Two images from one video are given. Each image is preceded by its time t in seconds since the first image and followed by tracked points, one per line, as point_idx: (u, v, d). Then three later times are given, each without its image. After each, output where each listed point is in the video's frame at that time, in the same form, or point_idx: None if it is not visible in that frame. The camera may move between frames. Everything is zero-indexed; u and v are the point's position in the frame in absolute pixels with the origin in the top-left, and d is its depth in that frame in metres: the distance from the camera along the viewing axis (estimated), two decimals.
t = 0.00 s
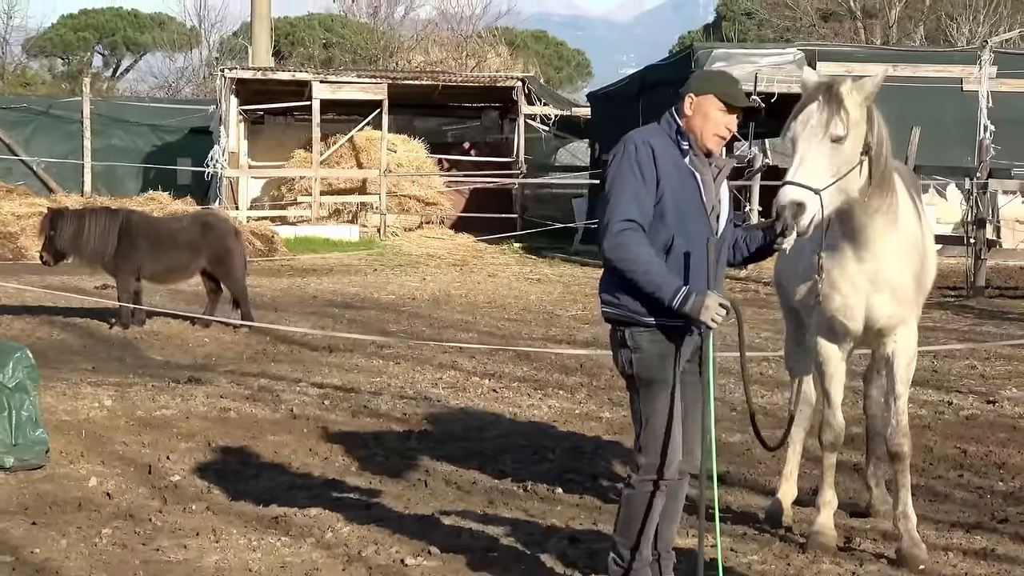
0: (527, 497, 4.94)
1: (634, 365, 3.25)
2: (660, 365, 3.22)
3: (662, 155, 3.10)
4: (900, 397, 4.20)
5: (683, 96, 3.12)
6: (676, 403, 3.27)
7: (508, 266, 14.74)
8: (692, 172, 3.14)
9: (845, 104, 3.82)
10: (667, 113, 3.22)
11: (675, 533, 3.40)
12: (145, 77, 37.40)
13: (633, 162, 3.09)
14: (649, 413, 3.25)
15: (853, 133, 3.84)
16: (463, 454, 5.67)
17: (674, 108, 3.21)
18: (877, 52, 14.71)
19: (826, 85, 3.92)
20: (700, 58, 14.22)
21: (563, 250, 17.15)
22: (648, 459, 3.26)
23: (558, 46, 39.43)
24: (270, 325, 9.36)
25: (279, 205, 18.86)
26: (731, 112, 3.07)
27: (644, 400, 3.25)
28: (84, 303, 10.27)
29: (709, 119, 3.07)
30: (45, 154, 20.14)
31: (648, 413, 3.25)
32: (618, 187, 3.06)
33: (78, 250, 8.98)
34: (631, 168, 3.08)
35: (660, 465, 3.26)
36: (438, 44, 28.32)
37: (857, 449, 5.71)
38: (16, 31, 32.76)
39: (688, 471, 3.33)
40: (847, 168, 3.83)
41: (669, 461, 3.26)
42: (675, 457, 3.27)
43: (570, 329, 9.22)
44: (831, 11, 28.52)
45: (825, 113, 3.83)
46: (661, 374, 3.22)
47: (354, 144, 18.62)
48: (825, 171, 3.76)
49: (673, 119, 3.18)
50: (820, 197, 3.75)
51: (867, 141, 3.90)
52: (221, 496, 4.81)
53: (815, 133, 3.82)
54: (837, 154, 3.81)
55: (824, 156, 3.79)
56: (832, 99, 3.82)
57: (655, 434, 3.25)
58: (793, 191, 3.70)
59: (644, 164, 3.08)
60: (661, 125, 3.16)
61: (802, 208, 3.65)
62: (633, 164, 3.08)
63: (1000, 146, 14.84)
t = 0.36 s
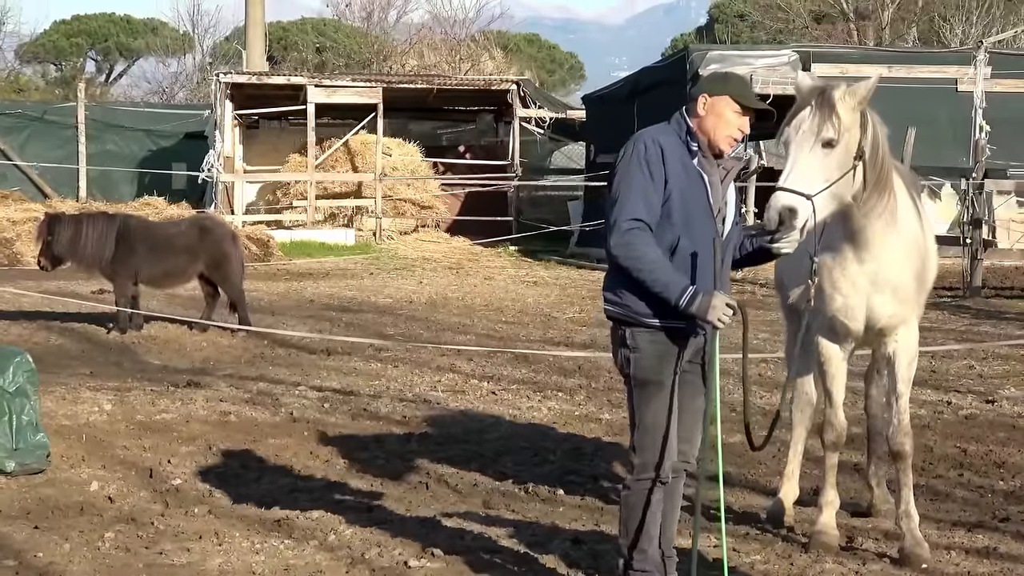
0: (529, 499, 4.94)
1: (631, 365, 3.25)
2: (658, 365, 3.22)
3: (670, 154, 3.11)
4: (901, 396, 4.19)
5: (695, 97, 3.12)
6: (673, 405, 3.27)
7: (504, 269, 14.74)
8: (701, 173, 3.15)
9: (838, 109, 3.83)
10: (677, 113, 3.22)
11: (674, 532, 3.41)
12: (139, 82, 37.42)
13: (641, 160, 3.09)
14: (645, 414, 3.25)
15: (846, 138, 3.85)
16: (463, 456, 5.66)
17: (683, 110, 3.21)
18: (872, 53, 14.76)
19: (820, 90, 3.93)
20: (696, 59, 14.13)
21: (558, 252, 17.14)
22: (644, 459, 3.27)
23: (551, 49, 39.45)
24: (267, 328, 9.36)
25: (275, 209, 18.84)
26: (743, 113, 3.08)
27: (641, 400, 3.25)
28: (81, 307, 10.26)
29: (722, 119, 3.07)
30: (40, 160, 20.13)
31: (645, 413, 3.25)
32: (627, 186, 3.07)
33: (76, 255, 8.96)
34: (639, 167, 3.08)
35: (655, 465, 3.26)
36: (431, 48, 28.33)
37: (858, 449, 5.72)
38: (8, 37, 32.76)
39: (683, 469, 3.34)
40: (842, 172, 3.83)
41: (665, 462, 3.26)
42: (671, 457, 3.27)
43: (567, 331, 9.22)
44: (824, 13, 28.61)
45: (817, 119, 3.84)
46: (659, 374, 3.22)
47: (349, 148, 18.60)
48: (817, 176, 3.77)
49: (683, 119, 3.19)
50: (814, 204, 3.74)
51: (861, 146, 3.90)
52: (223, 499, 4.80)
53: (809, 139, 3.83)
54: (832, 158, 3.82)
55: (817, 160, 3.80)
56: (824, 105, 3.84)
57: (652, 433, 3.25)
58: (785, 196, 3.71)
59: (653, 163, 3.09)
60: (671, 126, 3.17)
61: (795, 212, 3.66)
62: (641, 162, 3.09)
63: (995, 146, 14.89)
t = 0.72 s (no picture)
0: (528, 500, 4.94)
1: (631, 366, 3.26)
2: (658, 367, 3.23)
3: (667, 157, 3.11)
4: (900, 396, 4.20)
5: (689, 98, 3.14)
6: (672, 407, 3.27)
7: (500, 271, 14.74)
8: (697, 175, 3.15)
9: (834, 110, 3.85)
10: (673, 114, 3.23)
11: (676, 532, 3.41)
12: (133, 85, 37.34)
13: (638, 164, 3.09)
14: (645, 416, 3.25)
15: (843, 139, 3.86)
16: (462, 457, 5.66)
17: (679, 110, 3.23)
18: (867, 53, 14.78)
19: (817, 92, 3.95)
20: (690, 60, 14.15)
21: (554, 254, 17.14)
22: (643, 461, 3.28)
23: (545, 51, 39.47)
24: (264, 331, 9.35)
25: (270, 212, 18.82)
26: (739, 113, 3.09)
27: (640, 401, 3.26)
28: (76, 311, 10.23)
29: (717, 120, 3.08)
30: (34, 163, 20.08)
31: (644, 414, 3.26)
32: (625, 190, 3.07)
33: (72, 258, 8.93)
34: (637, 171, 3.08)
35: (655, 466, 3.28)
36: (425, 50, 28.35)
37: (856, 449, 5.73)
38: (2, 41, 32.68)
39: (683, 470, 3.35)
40: (838, 173, 3.84)
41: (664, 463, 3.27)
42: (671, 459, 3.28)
43: (563, 333, 9.23)
44: (817, 13, 28.69)
45: (814, 120, 3.85)
46: (660, 376, 3.23)
47: (344, 150, 18.60)
48: (813, 176, 3.77)
49: (679, 120, 3.19)
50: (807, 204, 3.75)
51: (857, 147, 3.92)
52: (223, 502, 4.80)
53: (805, 140, 3.84)
54: (828, 159, 3.83)
55: (814, 161, 3.81)
56: (821, 106, 3.86)
57: (652, 434, 3.26)
58: (780, 197, 3.71)
59: (650, 167, 3.09)
60: (667, 128, 3.17)
61: (789, 211, 3.66)
62: (638, 166, 3.09)
63: (989, 147, 14.93)
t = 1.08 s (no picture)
0: (522, 503, 4.95)
1: (626, 368, 3.27)
2: (652, 370, 3.24)
3: (662, 159, 3.12)
4: (893, 398, 4.23)
5: (683, 101, 3.15)
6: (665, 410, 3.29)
7: (491, 273, 14.75)
8: (691, 178, 3.17)
9: (827, 112, 3.87)
10: (668, 115, 3.24)
11: (669, 534, 3.43)
12: (123, 87, 37.22)
13: (633, 166, 3.11)
14: (639, 418, 3.27)
15: (835, 141, 3.89)
16: (455, 460, 5.67)
17: (674, 111, 3.24)
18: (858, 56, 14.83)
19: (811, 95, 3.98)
20: (682, 63, 14.17)
21: (545, 257, 17.16)
22: (637, 464, 3.29)
23: (535, 53, 39.52)
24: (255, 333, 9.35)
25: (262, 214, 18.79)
26: (732, 119, 3.11)
27: (634, 403, 3.28)
28: (68, 313, 10.21)
29: (710, 125, 3.10)
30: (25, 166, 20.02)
31: (638, 416, 3.28)
32: (620, 192, 3.09)
33: (64, 261, 8.90)
34: (632, 172, 3.10)
35: (648, 469, 3.29)
36: (416, 53, 28.37)
37: (849, 451, 5.75)
38: None
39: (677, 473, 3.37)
40: (830, 175, 3.87)
41: (658, 466, 3.29)
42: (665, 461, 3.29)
43: (554, 335, 9.25)
44: (808, 16, 28.80)
45: (807, 122, 3.88)
46: (654, 379, 3.25)
47: (336, 153, 18.60)
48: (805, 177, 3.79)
49: (674, 122, 3.20)
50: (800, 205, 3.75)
51: (850, 149, 3.94)
52: (216, 504, 4.80)
53: (798, 141, 3.87)
54: (820, 161, 3.85)
55: (807, 162, 3.83)
56: (814, 108, 3.89)
57: (645, 437, 3.28)
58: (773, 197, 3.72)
59: (645, 169, 3.10)
60: (661, 130, 3.18)
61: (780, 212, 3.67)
62: (633, 167, 3.10)
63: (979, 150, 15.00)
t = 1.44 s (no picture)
0: (514, 504, 4.96)
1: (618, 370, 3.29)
2: (644, 372, 3.26)
3: (653, 161, 3.14)
4: (884, 400, 4.25)
5: (676, 101, 3.17)
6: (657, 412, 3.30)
7: (484, 274, 14.76)
8: (683, 180, 3.19)
9: (818, 112, 3.90)
10: (660, 117, 3.26)
11: (661, 535, 3.44)
12: (116, 88, 37.16)
13: (624, 169, 3.13)
14: (630, 420, 3.29)
15: (826, 142, 3.90)
16: (448, 461, 5.68)
17: (667, 112, 3.26)
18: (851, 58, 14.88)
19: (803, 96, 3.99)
20: (674, 64, 14.20)
21: (537, 258, 17.18)
22: (629, 466, 3.30)
23: (528, 54, 39.55)
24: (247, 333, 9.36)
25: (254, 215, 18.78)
26: (724, 116, 3.12)
27: (627, 405, 3.29)
28: (59, 313, 10.19)
29: (702, 124, 3.12)
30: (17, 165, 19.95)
31: (630, 417, 3.29)
32: (610, 195, 3.10)
33: (55, 261, 8.87)
34: (623, 175, 3.12)
35: (640, 470, 3.30)
36: (409, 54, 28.37)
37: (840, 453, 5.78)
38: None
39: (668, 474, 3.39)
40: (822, 176, 3.89)
41: (649, 467, 3.30)
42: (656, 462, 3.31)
43: (546, 336, 9.26)
44: (800, 17, 28.90)
45: (799, 123, 3.90)
46: (646, 381, 3.26)
47: (328, 154, 18.59)
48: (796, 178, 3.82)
49: (666, 124, 3.22)
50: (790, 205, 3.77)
51: (842, 151, 3.96)
52: (208, 505, 4.80)
53: (789, 142, 3.89)
54: (811, 163, 3.87)
55: (798, 164, 3.85)
56: (805, 108, 3.91)
57: (637, 438, 3.29)
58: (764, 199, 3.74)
59: (636, 172, 3.12)
60: (653, 132, 3.20)
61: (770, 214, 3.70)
62: (624, 171, 3.12)
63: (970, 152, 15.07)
